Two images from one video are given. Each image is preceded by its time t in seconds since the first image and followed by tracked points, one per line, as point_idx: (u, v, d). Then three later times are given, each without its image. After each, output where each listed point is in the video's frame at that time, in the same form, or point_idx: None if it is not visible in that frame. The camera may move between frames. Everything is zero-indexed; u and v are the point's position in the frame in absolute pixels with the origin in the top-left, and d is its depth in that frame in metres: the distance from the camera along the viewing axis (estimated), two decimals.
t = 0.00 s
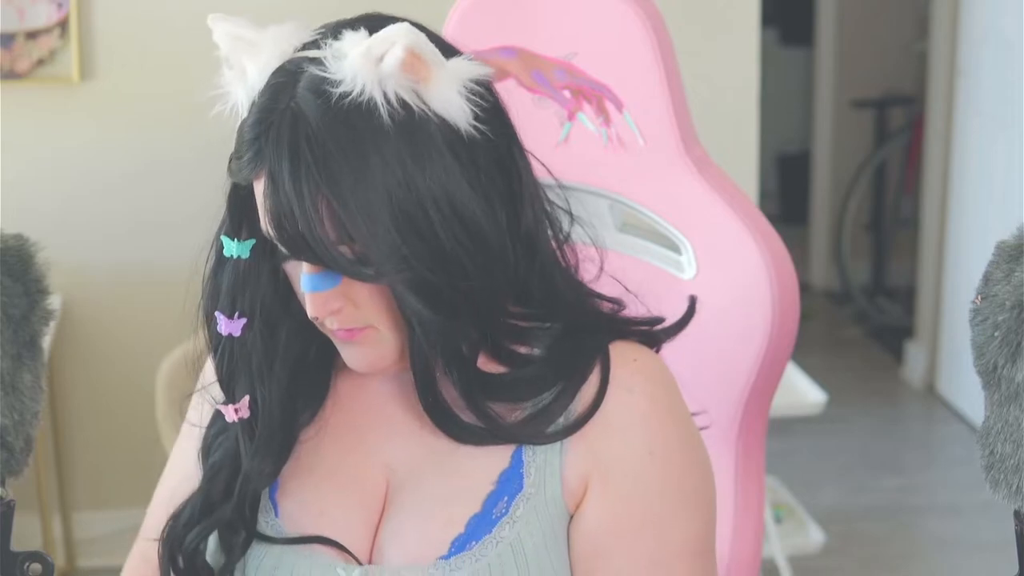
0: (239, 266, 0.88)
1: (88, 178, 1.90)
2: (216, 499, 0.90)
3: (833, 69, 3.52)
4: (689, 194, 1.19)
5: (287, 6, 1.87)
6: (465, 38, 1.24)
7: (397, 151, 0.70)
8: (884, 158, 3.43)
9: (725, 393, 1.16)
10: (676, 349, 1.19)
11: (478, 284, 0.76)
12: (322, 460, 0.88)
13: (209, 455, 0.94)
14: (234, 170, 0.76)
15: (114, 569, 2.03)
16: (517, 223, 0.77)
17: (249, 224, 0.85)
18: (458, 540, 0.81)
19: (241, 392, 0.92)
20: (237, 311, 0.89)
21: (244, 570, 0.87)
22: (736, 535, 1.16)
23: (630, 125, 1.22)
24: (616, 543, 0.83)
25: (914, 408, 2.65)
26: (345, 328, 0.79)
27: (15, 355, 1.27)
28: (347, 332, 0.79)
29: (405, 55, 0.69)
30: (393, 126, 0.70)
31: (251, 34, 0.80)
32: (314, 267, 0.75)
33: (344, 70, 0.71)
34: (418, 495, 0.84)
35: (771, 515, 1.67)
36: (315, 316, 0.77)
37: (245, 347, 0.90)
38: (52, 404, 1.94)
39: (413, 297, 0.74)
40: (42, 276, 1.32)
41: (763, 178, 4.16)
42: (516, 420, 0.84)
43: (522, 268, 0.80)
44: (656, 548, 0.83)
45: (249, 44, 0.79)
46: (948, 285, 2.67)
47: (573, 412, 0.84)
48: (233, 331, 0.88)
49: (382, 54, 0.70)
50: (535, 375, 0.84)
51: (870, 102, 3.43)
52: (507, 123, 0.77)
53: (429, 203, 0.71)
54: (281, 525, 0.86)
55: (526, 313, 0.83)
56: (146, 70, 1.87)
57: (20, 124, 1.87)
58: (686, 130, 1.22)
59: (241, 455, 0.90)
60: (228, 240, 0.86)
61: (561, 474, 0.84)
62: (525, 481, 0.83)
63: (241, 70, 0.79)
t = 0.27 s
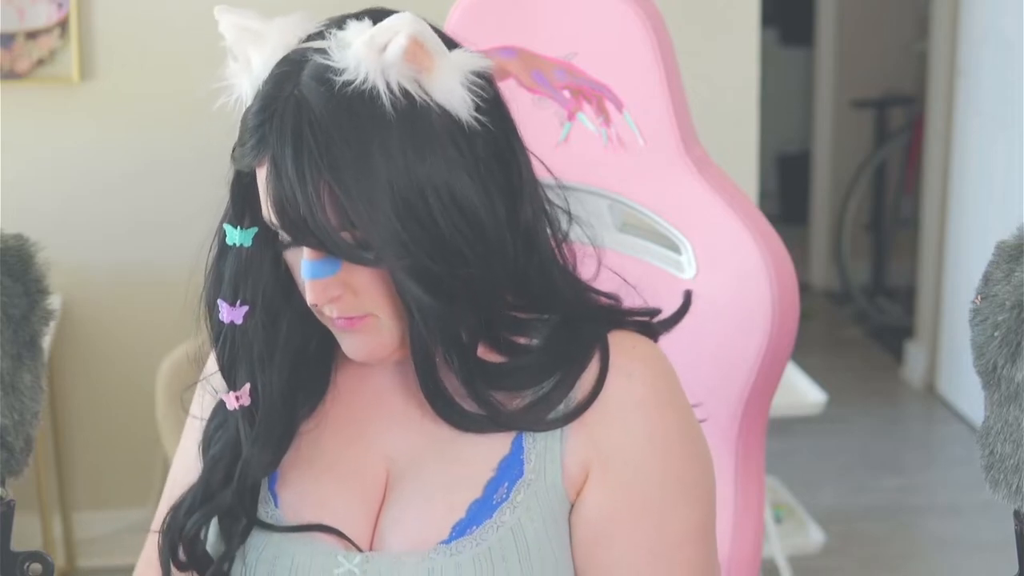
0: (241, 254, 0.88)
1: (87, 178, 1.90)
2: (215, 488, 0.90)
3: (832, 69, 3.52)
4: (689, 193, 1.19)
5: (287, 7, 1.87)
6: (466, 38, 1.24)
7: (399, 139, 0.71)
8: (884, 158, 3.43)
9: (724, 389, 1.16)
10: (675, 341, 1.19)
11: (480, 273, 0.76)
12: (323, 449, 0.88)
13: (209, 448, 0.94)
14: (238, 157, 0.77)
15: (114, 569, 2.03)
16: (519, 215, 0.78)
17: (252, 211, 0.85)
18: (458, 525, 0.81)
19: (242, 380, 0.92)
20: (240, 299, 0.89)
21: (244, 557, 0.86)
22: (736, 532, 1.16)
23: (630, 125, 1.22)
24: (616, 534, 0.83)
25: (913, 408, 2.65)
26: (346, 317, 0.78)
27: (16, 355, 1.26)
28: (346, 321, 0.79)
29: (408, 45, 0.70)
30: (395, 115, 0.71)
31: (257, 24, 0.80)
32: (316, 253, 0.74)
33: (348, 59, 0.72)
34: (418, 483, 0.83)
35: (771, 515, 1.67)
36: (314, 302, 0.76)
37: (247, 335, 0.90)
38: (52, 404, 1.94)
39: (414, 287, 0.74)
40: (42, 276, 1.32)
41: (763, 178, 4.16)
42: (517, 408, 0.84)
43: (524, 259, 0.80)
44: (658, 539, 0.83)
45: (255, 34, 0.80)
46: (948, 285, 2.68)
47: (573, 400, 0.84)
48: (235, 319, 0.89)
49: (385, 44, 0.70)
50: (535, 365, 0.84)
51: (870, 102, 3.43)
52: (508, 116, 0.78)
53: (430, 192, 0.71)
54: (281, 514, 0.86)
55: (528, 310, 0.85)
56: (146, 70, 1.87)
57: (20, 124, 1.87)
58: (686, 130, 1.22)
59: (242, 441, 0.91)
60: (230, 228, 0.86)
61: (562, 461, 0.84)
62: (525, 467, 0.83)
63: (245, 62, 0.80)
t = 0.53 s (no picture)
0: (247, 236, 0.88)
1: (87, 178, 1.90)
2: (218, 471, 0.90)
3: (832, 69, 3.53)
4: (689, 193, 1.19)
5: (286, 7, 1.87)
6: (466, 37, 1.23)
7: (408, 118, 0.73)
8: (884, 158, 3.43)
9: (723, 384, 1.16)
10: (674, 336, 1.19)
11: (483, 256, 0.77)
12: (321, 440, 0.88)
13: (207, 440, 0.94)
14: (245, 139, 0.79)
15: (114, 569, 2.04)
16: (524, 202, 0.79)
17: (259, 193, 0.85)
18: (458, 511, 0.81)
19: (247, 359, 0.91)
20: (246, 280, 0.88)
21: (243, 546, 0.86)
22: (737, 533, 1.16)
23: (630, 125, 1.22)
24: (614, 528, 0.83)
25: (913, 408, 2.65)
26: (344, 301, 0.79)
27: (15, 355, 1.26)
28: (344, 305, 0.79)
29: (419, 25, 0.74)
30: (404, 95, 0.73)
31: (268, 8, 0.83)
32: (320, 231, 0.75)
33: (360, 41, 0.74)
34: (418, 468, 0.83)
35: (771, 515, 1.67)
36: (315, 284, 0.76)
37: (251, 318, 0.89)
38: (52, 405, 1.94)
39: (417, 267, 0.76)
40: (42, 276, 1.32)
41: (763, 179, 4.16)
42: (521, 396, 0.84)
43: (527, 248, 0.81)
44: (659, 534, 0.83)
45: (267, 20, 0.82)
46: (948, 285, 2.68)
47: (573, 387, 0.84)
48: (241, 300, 0.88)
49: (397, 25, 0.74)
50: (534, 353, 0.84)
51: (870, 102, 3.43)
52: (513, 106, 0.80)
53: (437, 171, 0.73)
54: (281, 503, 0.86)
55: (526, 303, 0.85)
56: (147, 69, 1.87)
57: (20, 124, 1.87)
58: (686, 129, 1.22)
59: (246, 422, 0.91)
60: (237, 208, 0.86)
61: (559, 451, 0.84)
62: (524, 454, 0.83)
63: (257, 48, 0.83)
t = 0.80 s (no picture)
0: (249, 223, 0.88)
1: (87, 178, 1.90)
2: (216, 459, 0.89)
3: (832, 68, 3.53)
4: (689, 193, 1.19)
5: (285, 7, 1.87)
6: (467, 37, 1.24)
7: (408, 99, 0.74)
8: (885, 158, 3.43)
9: (723, 384, 1.16)
10: (675, 338, 1.18)
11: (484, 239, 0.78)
12: (321, 437, 0.88)
13: (203, 431, 0.93)
14: (248, 124, 0.80)
15: (114, 569, 2.04)
16: (524, 187, 0.80)
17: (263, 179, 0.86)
18: (457, 510, 0.81)
19: (248, 345, 0.92)
20: (247, 267, 0.89)
21: (243, 538, 0.86)
22: (735, 534, 1.16)
23: (630, 126, 1.23)
24: (611, 527, 0.83)
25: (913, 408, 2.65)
26: (340, 286, 0.79)
27: (15, 355, 1.26)
28: (342, 291, 0.79)
29: (420, 9, 0.76)
30: (403, 76, 0.75)
31: None
32: (319, 212, 0.77)
33: (362, 24, 0.76)
34: (419, 468, 0.83)
35: (771, 515, 1.67)
36: (311, 263, 0.77)
37: (252, 305, 0.90)
38: (52, 405, 1.94)
39: (418, 249, 0.76)
40: (42, 276, 1.32)
41: (763, 179, 4.17)
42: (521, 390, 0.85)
43: (530, 236, 0.81)
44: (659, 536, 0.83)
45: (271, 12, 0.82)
46: (948, 285, 2.68)
47: (571, 383, 0.85)
48: (242, 287, 0.89)
49: (398, 9, 0.76)
50: (535, 347, 0.85)
51: (870, 102, 3.43)
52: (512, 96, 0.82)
53: (436, 150, 0.74)
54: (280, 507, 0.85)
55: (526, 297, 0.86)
56: (147, 69, 1.88)
57: (20, 124, 1.87)
58: (686, 130, 1.22)
59: (246, 417, 0.91)
60: (240, 195, 0.87)
61: (560, 452, 0.84)
62: (524, 455, 0.83)
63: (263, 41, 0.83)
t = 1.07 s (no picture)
0: (252, 219, 0.91)
1: (87, 179, 1.90)
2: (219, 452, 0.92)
3: (832, 68, 3.53)
4: (690, 193, 1.19)
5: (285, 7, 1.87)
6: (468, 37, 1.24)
7: (395, 64, 0.78)
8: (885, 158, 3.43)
9: (724, 390, 1.16)
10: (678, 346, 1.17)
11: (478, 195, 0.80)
12: (320, 446, 0.88)
13: (208, 428, 0.95)
14: (247, 117, 0.84)
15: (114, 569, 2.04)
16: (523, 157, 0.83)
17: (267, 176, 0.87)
18: (449, 524, 0.81)
19: (251, 339, 0.94)
20: (251, 261, 0.92)
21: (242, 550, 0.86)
22: (735, 534, 1.17)
23: (630, 126, 1.23)
24: (598, 539, 0.82)
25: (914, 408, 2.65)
26: (344, 263, 0.80)
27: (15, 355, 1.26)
28: (346, 268, 0.80)
29: None
30: (391, 44, 0.79)
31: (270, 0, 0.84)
32: (316, 182, 0.80)
33: (350, 4, 0.81)
34: (415, 477, 0.83)
35: (771, 516, 1.67)
36: (312, 236, 0.80)
37: (255, 299, 0.93)
38: (52, 405, 1.94)
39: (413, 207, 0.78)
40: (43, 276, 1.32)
41: (763, 179, 4.16)
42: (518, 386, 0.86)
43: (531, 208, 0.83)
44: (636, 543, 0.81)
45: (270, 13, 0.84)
46: (948, 285, 2.68)
47: (564, 382, 0.85)
48: (246, 280, 0.92)
49: None
50: (535, 341, 0.86)
51: (870, 103, 3.43)
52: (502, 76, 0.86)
53: (425, 110, 0.78)
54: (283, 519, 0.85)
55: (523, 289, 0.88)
56: (147, 69, 1.87)
57: (20, 124, 1.87)
58: (686, 128, 1.23)
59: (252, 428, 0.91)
60: (245, 189, 0.89)
61: (548, 459, 0.84)
62: (513, 466, 0.82)
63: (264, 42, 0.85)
